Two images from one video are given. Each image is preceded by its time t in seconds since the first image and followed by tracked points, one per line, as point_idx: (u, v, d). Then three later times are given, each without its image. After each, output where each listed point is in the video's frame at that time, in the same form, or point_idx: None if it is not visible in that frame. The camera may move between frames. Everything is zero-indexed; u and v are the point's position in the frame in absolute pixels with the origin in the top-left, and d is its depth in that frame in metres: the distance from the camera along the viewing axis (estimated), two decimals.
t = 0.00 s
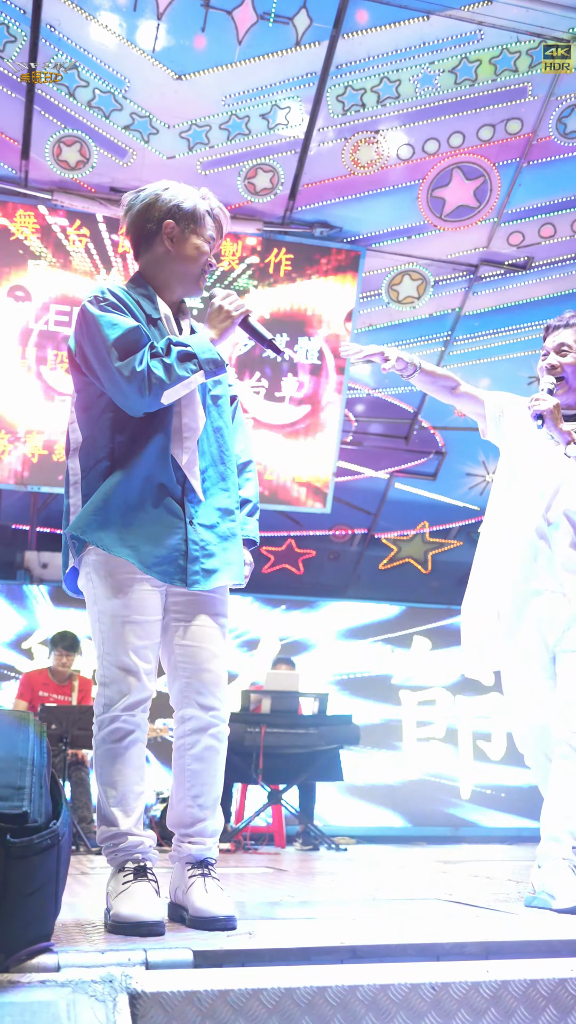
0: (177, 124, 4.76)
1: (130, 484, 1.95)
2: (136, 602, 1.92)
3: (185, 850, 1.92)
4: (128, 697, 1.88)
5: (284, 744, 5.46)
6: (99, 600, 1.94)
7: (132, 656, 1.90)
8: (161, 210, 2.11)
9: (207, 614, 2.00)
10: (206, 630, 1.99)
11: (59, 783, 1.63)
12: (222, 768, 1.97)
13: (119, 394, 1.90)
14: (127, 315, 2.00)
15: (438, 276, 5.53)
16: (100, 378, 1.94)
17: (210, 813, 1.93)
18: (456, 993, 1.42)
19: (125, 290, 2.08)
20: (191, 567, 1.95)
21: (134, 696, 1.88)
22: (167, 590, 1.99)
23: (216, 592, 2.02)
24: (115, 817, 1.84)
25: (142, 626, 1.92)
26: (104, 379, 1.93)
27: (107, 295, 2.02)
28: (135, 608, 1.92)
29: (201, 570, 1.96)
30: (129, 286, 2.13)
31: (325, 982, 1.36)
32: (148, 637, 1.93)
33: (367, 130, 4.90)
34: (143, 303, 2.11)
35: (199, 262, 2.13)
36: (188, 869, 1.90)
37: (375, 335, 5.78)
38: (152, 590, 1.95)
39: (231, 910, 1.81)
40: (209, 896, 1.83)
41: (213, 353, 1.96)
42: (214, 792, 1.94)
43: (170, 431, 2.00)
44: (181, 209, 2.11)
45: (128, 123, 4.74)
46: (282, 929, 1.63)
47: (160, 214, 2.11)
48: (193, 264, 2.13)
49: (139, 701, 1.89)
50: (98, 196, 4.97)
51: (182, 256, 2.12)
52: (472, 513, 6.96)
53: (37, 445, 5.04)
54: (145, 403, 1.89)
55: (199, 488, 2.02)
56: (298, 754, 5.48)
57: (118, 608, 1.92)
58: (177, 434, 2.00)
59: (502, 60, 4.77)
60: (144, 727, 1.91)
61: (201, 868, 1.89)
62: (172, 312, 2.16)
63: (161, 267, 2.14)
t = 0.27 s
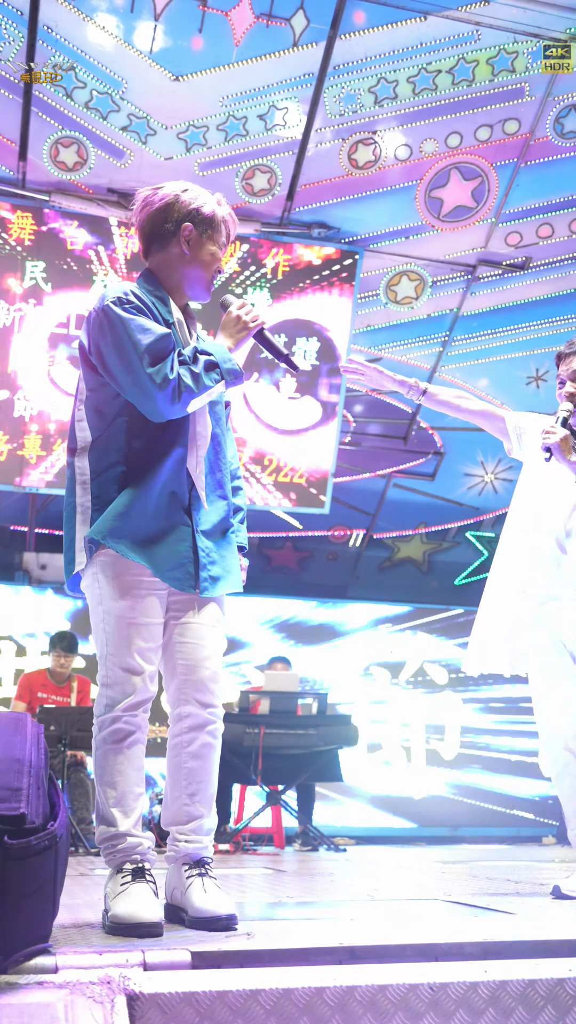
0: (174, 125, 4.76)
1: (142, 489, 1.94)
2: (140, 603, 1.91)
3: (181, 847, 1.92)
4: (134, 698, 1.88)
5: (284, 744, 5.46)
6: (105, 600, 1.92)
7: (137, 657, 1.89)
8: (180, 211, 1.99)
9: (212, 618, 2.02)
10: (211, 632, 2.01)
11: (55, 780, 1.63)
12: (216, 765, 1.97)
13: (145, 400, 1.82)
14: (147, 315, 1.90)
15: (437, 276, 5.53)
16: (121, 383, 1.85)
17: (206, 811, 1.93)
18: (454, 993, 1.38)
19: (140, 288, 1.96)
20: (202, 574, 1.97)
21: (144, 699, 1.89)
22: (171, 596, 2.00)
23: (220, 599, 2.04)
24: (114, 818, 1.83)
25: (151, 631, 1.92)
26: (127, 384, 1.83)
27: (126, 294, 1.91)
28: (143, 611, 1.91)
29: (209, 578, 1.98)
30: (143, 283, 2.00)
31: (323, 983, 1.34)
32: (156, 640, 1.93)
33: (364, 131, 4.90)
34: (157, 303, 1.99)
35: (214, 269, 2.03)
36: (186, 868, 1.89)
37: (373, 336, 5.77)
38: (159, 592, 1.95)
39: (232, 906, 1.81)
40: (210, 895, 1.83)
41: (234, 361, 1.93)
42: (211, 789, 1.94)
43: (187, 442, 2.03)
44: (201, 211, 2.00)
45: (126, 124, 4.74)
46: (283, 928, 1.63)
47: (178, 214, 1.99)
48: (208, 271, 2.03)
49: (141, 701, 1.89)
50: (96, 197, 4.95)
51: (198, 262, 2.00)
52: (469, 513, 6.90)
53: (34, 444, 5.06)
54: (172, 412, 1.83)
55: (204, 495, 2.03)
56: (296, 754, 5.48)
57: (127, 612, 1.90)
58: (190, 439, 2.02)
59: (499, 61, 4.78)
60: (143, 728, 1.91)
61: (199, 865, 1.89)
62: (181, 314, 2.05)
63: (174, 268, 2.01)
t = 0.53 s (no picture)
0: (168, 126, 4.77)
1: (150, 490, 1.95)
2: (145, 604, 1.91)
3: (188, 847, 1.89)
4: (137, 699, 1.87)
5: (279, 744, 5.44)
6: (114, 599, 1.91)
7: (141, 658, 1.89)
8: (193, 214, 1.98)
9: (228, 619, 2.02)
10: (228, 631, 2.01)
11: (50, 783, 1.63)
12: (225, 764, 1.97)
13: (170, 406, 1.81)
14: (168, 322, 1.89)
15: (431, 276, 5.54)
16: (144, 389, 1.83)
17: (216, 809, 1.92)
18: (448, 993, 1.38)
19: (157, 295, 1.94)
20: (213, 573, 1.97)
21: (143, 704, 1.89)
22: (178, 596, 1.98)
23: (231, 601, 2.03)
24: (111, 817, 1.83)
25: (154, 633, 1.91)
26: (150, 390, 1.81)
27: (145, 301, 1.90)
28: (148, 612, 1.90)
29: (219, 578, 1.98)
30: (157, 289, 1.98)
31: (317, 983, 1.33)
32: (160, 642, 1.92)
33: (358, 132, 4.90)
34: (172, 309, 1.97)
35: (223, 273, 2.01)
36: (194, 867, 1.87)
37: (367, 335, 5.74)
38: (164, 592, 1.93)
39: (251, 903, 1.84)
40: (227, 891, 1.84)
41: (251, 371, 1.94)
42: (220, 787, 1.93)
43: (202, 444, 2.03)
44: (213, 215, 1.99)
45: (120, 124, 4.75)
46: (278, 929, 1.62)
47: (191, 217, 1.98)
48: (217, 275, 2.02)
49: (143, 702, 1.89)
50: (90, 197, 4.97)
51: (208, 265, 1.99)
52: (463, 514, 6.86)
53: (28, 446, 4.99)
54: (198, 418, 1.83)
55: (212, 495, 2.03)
56: (290, 755, 5.46)
57: (133, 612, 1.90)
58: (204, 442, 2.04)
59: (493, 61, 4.78)
60: (143, 729, 1.90)
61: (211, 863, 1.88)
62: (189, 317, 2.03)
63: (185, 270, 2.00)
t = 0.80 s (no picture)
0: (169, 126, 4.77)
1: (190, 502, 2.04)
2: (184, 608, 1.97)
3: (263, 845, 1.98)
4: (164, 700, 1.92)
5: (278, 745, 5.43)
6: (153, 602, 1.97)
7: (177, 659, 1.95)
8: (226, 231, 2.15)
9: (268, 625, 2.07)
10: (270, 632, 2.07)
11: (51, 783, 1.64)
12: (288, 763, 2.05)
13: (214, 418, 1.95)
14: (209, 336, 2.02)
15: (431, 277, 5.53)
16: (189, 401, 1.96)
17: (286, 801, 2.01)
18: (449, 993, 1.38)
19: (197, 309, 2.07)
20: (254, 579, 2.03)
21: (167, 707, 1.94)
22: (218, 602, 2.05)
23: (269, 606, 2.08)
24: (122, 814, 1.85)
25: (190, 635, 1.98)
26: (195, 403, 1.95)
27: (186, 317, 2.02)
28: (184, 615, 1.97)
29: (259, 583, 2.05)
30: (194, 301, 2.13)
31: (318, 983, 1.33)
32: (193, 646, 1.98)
33: (359, 132, 4.90)
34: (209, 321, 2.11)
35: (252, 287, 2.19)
36: (270, 864, 1.96)
37: (367, 336, 5.75)
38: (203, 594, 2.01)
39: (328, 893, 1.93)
40: (305, 883, 1.94)
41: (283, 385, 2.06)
42: (285, 785, 2.01)
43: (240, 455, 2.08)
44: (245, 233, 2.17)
45: (121, 125, 4.74)
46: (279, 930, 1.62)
47: (224, 234, 2.15)
48: (246, 289, 2.19)
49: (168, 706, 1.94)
50: (91, 198, 4.94)
51: (239, 279, 2.17)
52: (464, 513, 6.83)
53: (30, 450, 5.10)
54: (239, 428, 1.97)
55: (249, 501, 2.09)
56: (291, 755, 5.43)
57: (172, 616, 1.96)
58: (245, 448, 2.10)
59: (494, 61, 4.78)
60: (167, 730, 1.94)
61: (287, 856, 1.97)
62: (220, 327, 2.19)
63: (218, 284, 2.17)
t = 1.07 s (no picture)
0: (164, 127, 4.76)
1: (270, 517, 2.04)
2: (259, 615, 1.98)
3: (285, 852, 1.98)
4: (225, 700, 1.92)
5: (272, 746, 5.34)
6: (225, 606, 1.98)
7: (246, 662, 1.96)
8: (256, 260, 2.15)
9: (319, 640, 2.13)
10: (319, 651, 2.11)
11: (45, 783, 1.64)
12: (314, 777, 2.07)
13: (272, 436, 2.00)
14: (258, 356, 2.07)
15: (426, 278, 5.54)
16: (246, 421, 2.00)
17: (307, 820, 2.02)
18: (444, 994, 1.37)
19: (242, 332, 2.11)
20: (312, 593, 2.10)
21: (232, 713, 1.92)
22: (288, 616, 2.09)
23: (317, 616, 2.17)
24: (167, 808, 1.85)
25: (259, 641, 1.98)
26: (252, 422, 1.99)
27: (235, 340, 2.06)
28: (253, 621, 1.97)
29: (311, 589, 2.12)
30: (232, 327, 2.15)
31: (313, 984, 1.33)
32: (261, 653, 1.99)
33: (354, 132, 4.90)
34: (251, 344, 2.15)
35: (283, 313, 2.20)
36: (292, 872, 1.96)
37: (363, 337, 5.74)
38: (276, 607, 2.02)
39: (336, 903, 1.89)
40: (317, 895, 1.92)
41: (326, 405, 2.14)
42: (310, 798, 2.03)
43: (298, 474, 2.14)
44: (273, 262, 2.17)
45: (116, 125, 4.74)
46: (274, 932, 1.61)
47: (254, 264, 2.15)
48: (278, 316, 2.20)
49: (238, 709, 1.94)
50: (86, 198, 4.93)
51: (270, 307, 2.18)
52: (458, 516, 6.84)
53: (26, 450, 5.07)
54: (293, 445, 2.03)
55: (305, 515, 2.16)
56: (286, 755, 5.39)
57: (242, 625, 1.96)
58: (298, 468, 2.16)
59: (488, 63, 4.80)
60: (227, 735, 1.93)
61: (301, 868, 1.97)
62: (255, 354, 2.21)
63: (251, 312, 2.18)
